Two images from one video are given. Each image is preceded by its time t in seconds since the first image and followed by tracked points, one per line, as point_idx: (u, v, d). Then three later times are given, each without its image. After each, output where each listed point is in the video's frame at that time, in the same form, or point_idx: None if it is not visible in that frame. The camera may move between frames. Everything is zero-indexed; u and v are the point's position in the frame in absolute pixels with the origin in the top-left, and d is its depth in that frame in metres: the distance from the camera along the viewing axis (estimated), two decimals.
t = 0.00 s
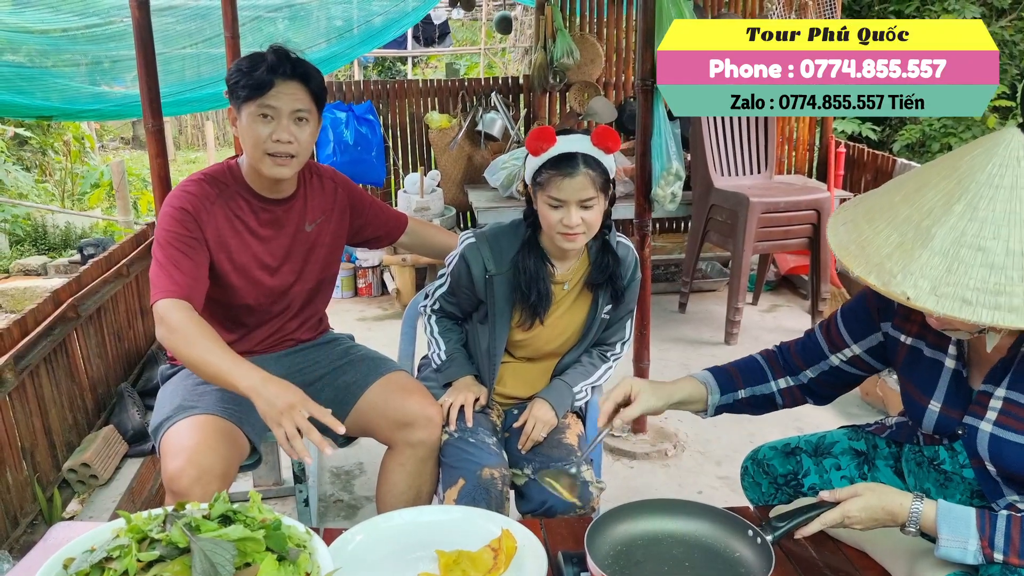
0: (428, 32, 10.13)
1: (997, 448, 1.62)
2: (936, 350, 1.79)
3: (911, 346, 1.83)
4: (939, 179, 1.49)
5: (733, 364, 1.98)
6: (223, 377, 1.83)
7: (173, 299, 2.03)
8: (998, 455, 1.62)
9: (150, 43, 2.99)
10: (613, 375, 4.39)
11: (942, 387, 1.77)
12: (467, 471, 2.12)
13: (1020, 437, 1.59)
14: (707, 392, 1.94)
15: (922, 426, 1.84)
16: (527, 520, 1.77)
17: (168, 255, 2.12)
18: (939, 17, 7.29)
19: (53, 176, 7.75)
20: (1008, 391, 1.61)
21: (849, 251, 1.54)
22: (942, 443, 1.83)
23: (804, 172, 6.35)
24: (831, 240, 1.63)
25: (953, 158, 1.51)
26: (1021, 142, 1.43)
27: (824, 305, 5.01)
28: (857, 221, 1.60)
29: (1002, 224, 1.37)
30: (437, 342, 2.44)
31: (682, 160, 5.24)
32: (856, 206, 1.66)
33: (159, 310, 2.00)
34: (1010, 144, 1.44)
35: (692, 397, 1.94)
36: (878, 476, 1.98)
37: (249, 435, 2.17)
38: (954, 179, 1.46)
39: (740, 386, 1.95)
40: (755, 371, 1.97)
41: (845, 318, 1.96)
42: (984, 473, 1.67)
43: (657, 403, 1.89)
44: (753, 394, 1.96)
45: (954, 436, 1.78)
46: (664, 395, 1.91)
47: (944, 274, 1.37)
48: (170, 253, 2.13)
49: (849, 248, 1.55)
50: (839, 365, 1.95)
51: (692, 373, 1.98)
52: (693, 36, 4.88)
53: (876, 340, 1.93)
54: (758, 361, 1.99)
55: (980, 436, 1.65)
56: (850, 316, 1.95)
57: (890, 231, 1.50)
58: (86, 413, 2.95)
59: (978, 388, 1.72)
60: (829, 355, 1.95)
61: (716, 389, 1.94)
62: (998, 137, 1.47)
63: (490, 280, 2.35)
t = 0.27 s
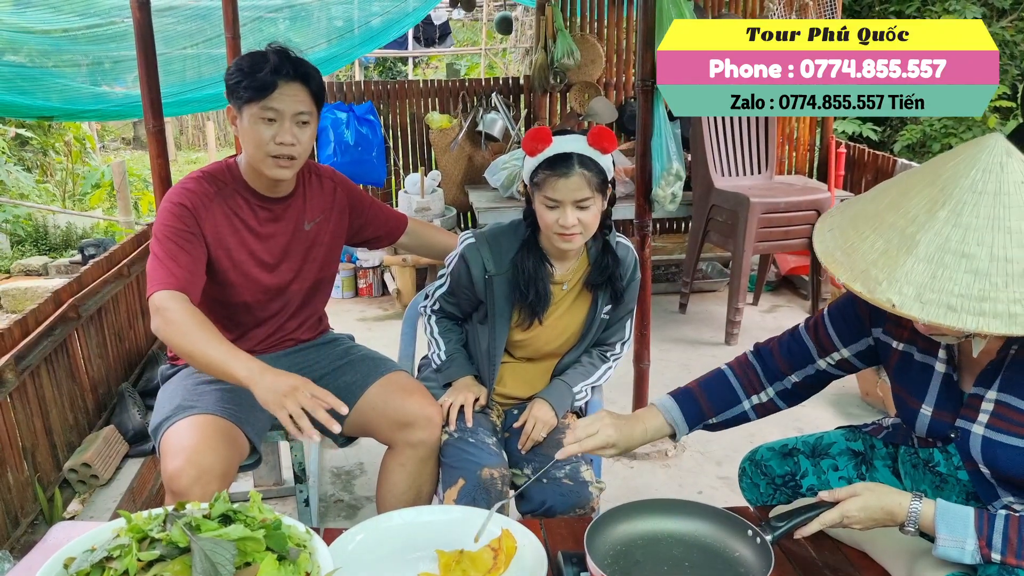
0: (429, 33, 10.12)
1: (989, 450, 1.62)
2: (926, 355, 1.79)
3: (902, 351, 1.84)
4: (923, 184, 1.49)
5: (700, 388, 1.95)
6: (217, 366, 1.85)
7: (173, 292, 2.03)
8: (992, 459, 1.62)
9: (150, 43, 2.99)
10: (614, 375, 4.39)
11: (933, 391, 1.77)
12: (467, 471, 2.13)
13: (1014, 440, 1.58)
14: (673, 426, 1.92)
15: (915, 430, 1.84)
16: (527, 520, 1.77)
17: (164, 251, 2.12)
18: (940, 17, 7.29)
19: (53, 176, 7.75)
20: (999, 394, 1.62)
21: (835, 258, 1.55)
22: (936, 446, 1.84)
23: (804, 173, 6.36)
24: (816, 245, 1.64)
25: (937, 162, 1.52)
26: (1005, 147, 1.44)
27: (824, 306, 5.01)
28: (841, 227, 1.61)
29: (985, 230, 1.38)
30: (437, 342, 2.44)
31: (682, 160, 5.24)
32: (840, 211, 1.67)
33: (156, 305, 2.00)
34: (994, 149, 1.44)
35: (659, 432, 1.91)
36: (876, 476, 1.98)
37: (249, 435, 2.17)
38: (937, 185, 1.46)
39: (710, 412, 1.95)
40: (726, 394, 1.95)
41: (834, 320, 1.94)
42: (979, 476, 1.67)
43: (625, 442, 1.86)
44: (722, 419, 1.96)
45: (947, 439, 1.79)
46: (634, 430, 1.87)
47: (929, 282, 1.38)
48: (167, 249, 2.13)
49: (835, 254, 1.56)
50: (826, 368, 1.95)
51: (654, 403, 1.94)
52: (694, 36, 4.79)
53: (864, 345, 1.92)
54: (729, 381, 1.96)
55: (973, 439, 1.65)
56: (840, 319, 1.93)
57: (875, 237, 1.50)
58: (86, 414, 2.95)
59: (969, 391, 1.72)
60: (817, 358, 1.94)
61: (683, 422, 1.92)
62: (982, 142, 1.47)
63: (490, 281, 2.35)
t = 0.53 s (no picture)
0: (428, 33, 10.17)
1: (987, 450, 1.63)
2: (924, 354, 1.79)
3: (899, 350, 1.84)
4: (926, 188, 1.49)
5: (727, 366, 1.97)
6: (231, 356, 1.87)
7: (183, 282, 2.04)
8: (989, 459, 1.62)
9: (150, 44, 3.00)
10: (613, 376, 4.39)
11: (930, 390, 1.78)
12: (466, 472, 2.13)
13: (1012, 440, 1.59)
14: (700, 398, 1.96)
15: (912, 430, 1.85)
16: (525, 520, 1.78)
17: (161, 250, 2.13)
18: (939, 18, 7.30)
19: (53, 177, 7.75)
20: (995, 394, 1.62)
21: (842, 265, 1.54)
22: (934, 446, 1.83)
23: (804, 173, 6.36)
24: (820, 253, 1.63)
25: (936, 165, 1.52)
26: (1005, 148, 1.45)
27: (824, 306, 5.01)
28: (845, 233, 1.60)
29: (993, 233, 1.39)
30: (435, 343, 2.44)
31: (682, 161, 5.25)
32: (839, 217, 1.67)
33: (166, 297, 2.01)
34: (995, 151, 1.45)
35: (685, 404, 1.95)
36: (874, 477, 1.99)
37: (248, 435, 2.17)
38: (941, 189, 1.47)
39: (731, 390, 1.96)
40: (747, 374, 1.97)
41: (834, 322, 1.95)
42: (975, 476, 1.67)
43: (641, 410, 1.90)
44: (744, 399, 1.97)
45: (944, 438, 1.79)
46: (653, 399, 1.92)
47: (941, 286, 1.38)
48: (164, 249, 2.13)
49: (842, 262, 1.55)
50: (828, 368, 1.95)
51: (684, 377, 1.98)
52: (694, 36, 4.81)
53: (865, 344, 1.93)
54: (750, 364, 1.98)
55: (970, 440, 1.65)
56: (839, 322, 1.94)
57: (881, 244, 1.50)
58: (86, 414, 2.95)
59: (967, 391, 1.73)
60: (819, 358, 1.95)
61: (709, 394, 1.95)
62: (982, 144, 1.48)
63: (488, 281, 2.36)
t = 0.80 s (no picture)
0: (427, 33, 10.41)
1: (988, 446, 1.63)
2: (932, 348, 1.79)
3: (907, 341, 1.85)
4: (940, 184, 1.49)
5: (748, 345, 1.98)
6: (229, 352, 1.86)
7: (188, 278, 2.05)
8: (990, 454, 1.62)
9: (150, 44, 3.00)
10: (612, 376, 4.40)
11: (936, 384, 1.78)
12: (464, 471, 2.13)
13: (1014, 436, 1.59)
14: (730, 377, 1.95)
15: (914, 424, 1.85)
16: (523, 519, 1.78)
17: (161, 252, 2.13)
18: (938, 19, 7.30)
19: (53, 177, 7.76)
20: (1001, 389, 1.62)
21: (856, 262, 1.52)
22: (935, 442, 1.83)
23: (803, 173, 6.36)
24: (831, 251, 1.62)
25: (949, 162, 1.52)
26: (1019, 144, 1.45)
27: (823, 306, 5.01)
28: (857, 231, 1.59)
29: (1011, 228, 1.38)
30: (434, 343, 2.45)
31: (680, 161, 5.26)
32: (850, 215, 1.66)
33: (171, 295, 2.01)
34: (1009, 146, 1.45)
35: (719, 383, 1.93)
36: (873, 476, 1.99)
37: (248, 435, 2.18)
38: (956, 185, 1.46)
39: (754, 369, 1.97)
40: (764, 353, 1.98)
41: (840, 307, 1.97)
42: (976, 472, 1.68)
43: (692, 404, 1.84)
44: (764, 377, 1.98)
45: (946, 433, 1.79)
46: (693, 390, 1.87)
47: (959, 282, 1.37)
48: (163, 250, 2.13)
49: (856, 259, 1.53)
50: (832, 354, 1.97)
51: (713, 358, 1.97)
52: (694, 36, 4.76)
53: (871, 332, 1.94)
54: (763, 343, 1.99)
55: (972, 435, 1.65)
56: (845, 306, 1.96)
57: (896, 241, 1.49)
58: (85, 413, 2.96)
59: (972, 386, 1.73)
60: (824, 343, 1.97)
61: (739, 373, 1.95)
62: (995, 139, 1.48)
63: (487, 281, 2.36)
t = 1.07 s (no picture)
0: (427, 35, 10.49)
1: (992, 445, 1.63)
2: (937, 347, 1.79)
3: (911, 340, 1.85)
4: (956, 182, 1.49)
5: (721, 346, 1.96)
6: (178, 349, 1.76)
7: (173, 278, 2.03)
8: (993, 453, 1.63)
9: (149, 45, 3.00)
10: (612, 376, 4.40)
11: (938, 384, 1.78)
12: (464, 472, 2.13)
13: (1015, 435, 1.60)
14: (703, 385, 1.92)
15: (917, 422, 1.85)
16: (523, 520, 1.78)
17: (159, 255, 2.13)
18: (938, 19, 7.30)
19: (53, 177, 7.76)
20: (1004, 389, 1.62)
21: (870, 259, 1.52)
22: (936, 441, 1.84)
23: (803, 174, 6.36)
24: (842, 248, 1.62)
25: (965, 161, 1.52)
26: None
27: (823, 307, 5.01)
28: (871, 229, 1.59)
29: None
30: (434, 343, 2.45)
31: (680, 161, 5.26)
32: (865, 212, 1.66)
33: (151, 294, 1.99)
34: None
35: (692, 392, 1.90)
36: (872, 476, 1.99)
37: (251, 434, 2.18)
38: (972, 182, 1.46)
39: (730, 371, 1.96)
40: (742, 353, 1.97)
41: (842, 296, 1.97)
42: (978, 472, 1.68)
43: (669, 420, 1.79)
44: (740, 378, 1.98)
45: (948, 432, 1.79)
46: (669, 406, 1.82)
47: (977, 279, 1.37)
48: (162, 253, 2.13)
49: (870, 255, 1.53)
50: (830, 345, 1.98)
51: (682, 365, 1.93)
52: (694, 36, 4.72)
53: (873, 325, 1.95)
54: (744, 343, 1.98)
55: (976, 433, 1.66)
56: (848, 296, 1.96)
57: (912, 238, 1.49)
58: (85, 414, 2.96)
59: (976, 385, 1.74)
60: (822, 334, 1.97)
61: (711, 379, 1.92)
62: (1012, 137, 1.47)
63: (486, 282, 2.36)
